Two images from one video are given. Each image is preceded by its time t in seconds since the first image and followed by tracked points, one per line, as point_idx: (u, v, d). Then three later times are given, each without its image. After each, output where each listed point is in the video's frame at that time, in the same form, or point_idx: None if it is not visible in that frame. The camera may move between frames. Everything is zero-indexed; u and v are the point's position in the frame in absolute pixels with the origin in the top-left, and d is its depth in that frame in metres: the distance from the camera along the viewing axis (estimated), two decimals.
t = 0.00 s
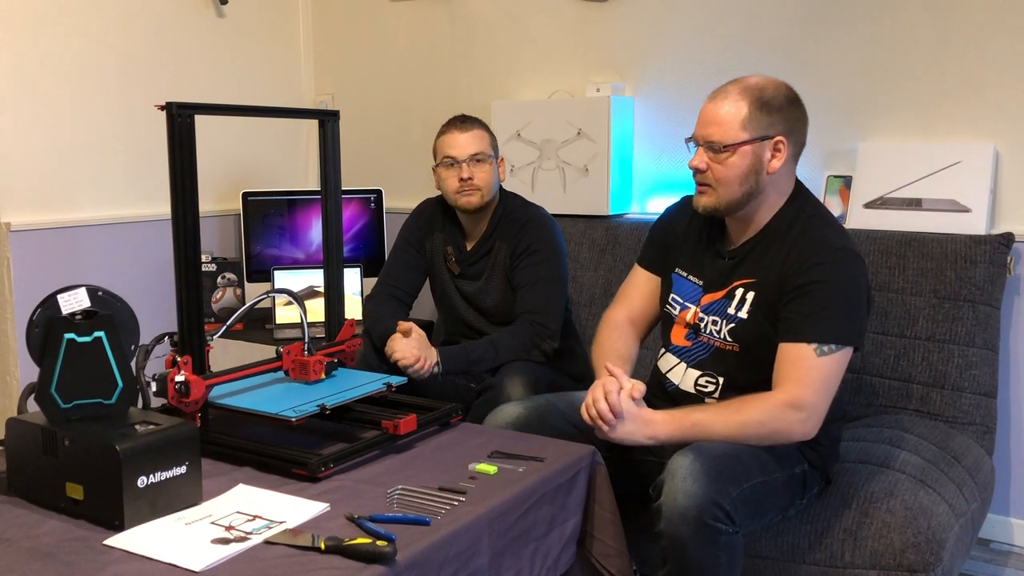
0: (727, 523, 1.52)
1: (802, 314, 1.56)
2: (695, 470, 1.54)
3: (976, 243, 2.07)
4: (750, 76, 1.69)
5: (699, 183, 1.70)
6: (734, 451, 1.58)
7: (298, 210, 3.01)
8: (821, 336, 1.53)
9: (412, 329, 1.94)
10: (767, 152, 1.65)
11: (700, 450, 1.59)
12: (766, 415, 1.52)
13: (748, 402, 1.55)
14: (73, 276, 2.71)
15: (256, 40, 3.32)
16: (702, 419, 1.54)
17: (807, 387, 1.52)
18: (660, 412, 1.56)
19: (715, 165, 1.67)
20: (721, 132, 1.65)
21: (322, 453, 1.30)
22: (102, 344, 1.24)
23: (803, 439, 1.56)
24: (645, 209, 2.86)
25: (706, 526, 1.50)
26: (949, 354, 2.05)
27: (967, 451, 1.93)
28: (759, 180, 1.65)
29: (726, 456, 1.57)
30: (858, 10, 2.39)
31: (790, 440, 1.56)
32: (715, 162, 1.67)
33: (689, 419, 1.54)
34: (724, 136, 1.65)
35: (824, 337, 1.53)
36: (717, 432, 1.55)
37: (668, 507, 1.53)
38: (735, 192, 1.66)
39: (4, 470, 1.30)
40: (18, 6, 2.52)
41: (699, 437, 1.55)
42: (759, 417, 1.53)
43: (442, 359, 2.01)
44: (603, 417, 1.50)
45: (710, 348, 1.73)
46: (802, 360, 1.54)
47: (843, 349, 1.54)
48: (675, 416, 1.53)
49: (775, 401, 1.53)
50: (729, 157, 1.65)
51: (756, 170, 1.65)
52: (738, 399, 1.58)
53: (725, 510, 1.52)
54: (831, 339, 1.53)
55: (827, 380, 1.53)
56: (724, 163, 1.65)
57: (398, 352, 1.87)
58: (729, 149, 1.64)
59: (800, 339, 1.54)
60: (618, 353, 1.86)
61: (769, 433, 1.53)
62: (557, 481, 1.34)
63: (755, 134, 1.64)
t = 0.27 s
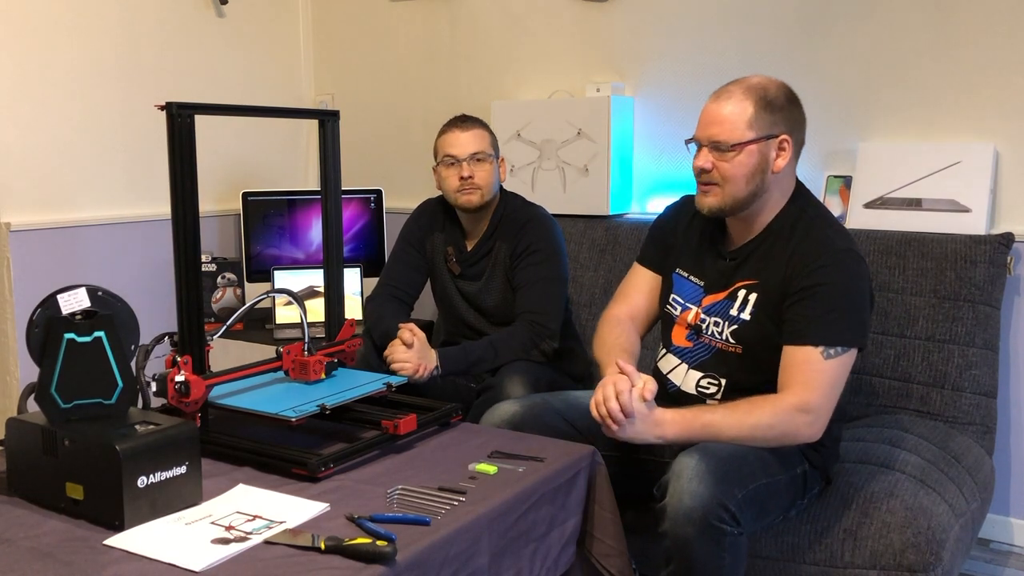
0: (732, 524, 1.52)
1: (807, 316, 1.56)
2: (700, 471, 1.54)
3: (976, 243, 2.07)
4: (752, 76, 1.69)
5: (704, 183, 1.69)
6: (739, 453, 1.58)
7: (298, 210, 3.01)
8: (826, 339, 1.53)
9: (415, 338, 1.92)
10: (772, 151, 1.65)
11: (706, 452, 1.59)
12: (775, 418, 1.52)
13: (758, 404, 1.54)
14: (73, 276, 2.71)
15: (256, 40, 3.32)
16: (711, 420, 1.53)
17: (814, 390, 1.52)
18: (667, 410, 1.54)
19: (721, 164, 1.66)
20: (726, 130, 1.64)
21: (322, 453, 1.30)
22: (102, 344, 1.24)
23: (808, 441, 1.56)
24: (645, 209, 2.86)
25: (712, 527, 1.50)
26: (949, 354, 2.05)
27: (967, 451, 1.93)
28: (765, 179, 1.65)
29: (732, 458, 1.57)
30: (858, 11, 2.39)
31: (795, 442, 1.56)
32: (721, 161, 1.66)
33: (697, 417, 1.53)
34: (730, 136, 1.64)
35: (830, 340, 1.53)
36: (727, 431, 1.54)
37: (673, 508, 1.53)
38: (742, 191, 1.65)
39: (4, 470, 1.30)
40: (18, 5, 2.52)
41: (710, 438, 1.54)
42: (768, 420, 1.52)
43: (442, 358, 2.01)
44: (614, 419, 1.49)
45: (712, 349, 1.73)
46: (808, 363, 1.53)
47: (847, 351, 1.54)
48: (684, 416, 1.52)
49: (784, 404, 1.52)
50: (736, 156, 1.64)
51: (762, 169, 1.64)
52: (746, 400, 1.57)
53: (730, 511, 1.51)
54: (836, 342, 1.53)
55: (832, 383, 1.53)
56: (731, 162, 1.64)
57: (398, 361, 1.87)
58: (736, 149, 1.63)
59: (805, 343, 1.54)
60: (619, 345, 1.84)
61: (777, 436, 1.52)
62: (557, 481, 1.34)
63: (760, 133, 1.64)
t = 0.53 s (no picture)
0: (730, 524, 1.52)
1: (805, 316, 1.56)
2: (698, 471, 1.54)
3: (975, 243, 2.07)
4: (753, 75, 1.72)
5: (721, 175, 1.67)
6: (737, 453, 1.59)
7: (298, 210, 3.01)
8: (824, 338, 1.53)
9: (415, 334, 1.92)
10: (787, 143, 1.68)
11: (704, 452, 1.59)
12: (775, 419, 1.51)
13: (757, 404, 1.53)
14: (73, 276, 2.70)
15: (256, 39, 3.32)
16: (710, 420, 1.52)
17: (812, 389, 1.52)
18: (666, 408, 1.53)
19: (743, 154, 1.65)
20: (746, 121, 1.65)
21: (322, 453, 1.30)
22: (102, 343, 1.24)
23: (806, 441, 1.55)
24: (645, 209, 2.86)
25: (709, 527, 1.50)
26: (949, 354, 2.05)
27: (967, 451, 1.93)
28: (782, 170, 1.68)
29: (731, 457, 1.57)
30: (857, 11, 2.39)
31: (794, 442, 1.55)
32: (739, 152, 1.66)
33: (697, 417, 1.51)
34: (753, 125, 1.65)
35: (827, 339, 1.53)
36: (726, 431, 1.52)
37: (671, 508, 1.53)
38: (763, 181, 1.66)
39: (4, 470, 1.30)
40: (18, 6, 2.52)
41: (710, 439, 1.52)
42: (768, 420, 1.51)
43: (442, 358, 2.01)
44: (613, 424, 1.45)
45: (710, 349, 1.73)
46: (806, 362, 1.53)
47: (845, 350, 1.55)
48: (684, 418, 1.50)
49: (784, 404, 1.51)
50: (760, 146, 1.65)
51: (781, 160, 1.67)
52: (745, 400, 1.56)
53: (728, 511, 1.52)
54: (834, 341, 1.53)
55: (830, 382, 1.53)
56: (753, 152, 1.65)
57: (398, 360, 1.87)
58: (760, 138, 1.64)
59: (803, 342, 1.54)
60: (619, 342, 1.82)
61: (778, 435, 1.51)
62: (557, 481, 1.34)
63: (779, 124, 1.66)
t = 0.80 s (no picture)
0: (722, 521, 1.52)
1: (800, 314, 1.56)
2: (690, 469, 1.54)
3: (975, 243, 2.07)
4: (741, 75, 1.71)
5: (715, 176, 1.66)
6: (729, 451, 1.59)
7: (298, 210, 3.01)
8: (818, 335, 1.53)
9: (416, 331, 1.92)
10: (778, 142, 1.68)
11: (697, 450, 1.59)
12: (773, 417, 1.51)
13: (755, 401, 1.53)
14: (73, 276, 2.70)
15: (256, 39, 3.32)
16: (710, 418, 1.52)
17: (807, 386, 1.53)
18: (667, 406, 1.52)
19: (735, 155, 1.65)
20: (738, 122, 1.64)
21: (321, 453, 1.30)
22: (102, 343, 1.24)
23: (800, 438, 1.56)
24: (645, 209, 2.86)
25: (701, 523, 1.50)
26: (949, 354, 2.05)
27: (967, 451, 1.93)
28: (774, 169, 1.68)
29: (723, 454, 1.58)
30: (858, 11, 2.39)
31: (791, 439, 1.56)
32: (732, 154, 1.65)
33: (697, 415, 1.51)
34: (744, 126, 1.64)
35: (822, 337, 1.53)
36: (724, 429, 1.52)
37: (663, 506, 1.53)
38: (756, 181, 1.66)
39: (3, 470, 1.30)
40: (18, 5, 2.52)
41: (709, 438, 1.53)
42: (766, 418, 1.51)
43: (442, 358, 2.01)
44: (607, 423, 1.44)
45: (707, 350, 1.73)
46: (802, 359, 1.54)
47: (840, 346, 1.55)
48: (685, 416, 1.50)
49: (782, 402, 1.52)
50: (751, 146, 1.64)
51: (772, 159, 1.67)
52: (742, 397, 1.56)
53: (720, 507, 1.52)
54: (829, 337, 1.53)
55: (825, 379, 1.54)
56: (746, 153, 1.64)
57: (398, 356, 1.87)
58: (751, 138, 1.64)
59: (799, 340, 1.54)
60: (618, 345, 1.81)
61: (774, 433, 1.52)
62: (557, 481, 1.34)
63: (770, 123, 1.66)
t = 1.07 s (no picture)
0: (715, 518, 1.52)
1: (791, 313, 1.56)
2: (682, 466, 1.53)
3: (975, 243, 2.07)
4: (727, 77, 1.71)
5: (704, 181, 1.66)
6: (722, 448, 1.58)
7: (298, 210, 3.01)
8: (810, 334, 1.53)
9: (416, 332, 1.92)
10: (765, 144, 1.68)
11: (689, 448, 1.58)
12: (764, 415, 1.51)
13: (748, 398, 1.53)
14: (73, 276, 2.70)
15: (256, 39, 3.32)
16: (704, 416, 1.52)
17: (800, 385, 1.53)
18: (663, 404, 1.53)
19: (724, 160, 1.64)
20: (726, 126, 1.63)
21: (322, 453, 1.30)
22: (101, 343, 1.24)
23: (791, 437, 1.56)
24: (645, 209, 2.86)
25: (694, 521, 1.50)
26: (949, 354, 2.05)
27: (967, 451, 1.93)
28: (762, 172, 1.67)
29: (715, 452, 1.57)
30: (858, 11, 2.39)
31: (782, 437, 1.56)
32: (721, 158, 1.64)
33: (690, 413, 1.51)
34: (733, 130, 1.63)
35: (814, 335, 1.54)
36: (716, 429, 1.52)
37: (656, 504, 1.53)
38: (744, 185, 1.65)
39: (4, 469, 1.30)
40: (18, 5, 2.52)
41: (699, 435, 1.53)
42: (758, 416, 1.51)
43: (442, 357, 2.01)
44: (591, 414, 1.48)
45: (701, 351, 1.73)
46: (795, 358, 1.54)
47: (831, 344, 1.56)
48: (679, 414, 1.50)
49: (773, 400, 1.52)
50: (739, 150, 1.64)
51: (760, 162, 1.67)
52: (735, 395, 1.56)
53: (713, 505, 1.51)
54: (821, 336, 1.53)
55: (818, 378, 1.54)
56: (734, 157, 1.64)
57: (398, 357, 1.87)
58: (740, 142, 1.63)
59: (790, 338, 1.54)
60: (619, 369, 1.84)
61: (766, 431, 1.52)
62: (557, 480, 1.34)
63: (758, 126, 1.65)
